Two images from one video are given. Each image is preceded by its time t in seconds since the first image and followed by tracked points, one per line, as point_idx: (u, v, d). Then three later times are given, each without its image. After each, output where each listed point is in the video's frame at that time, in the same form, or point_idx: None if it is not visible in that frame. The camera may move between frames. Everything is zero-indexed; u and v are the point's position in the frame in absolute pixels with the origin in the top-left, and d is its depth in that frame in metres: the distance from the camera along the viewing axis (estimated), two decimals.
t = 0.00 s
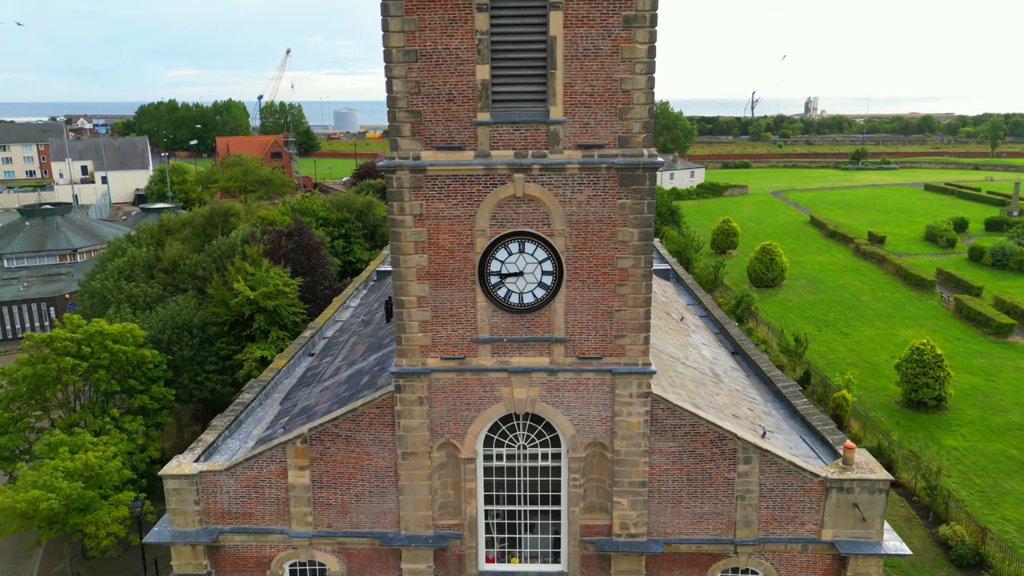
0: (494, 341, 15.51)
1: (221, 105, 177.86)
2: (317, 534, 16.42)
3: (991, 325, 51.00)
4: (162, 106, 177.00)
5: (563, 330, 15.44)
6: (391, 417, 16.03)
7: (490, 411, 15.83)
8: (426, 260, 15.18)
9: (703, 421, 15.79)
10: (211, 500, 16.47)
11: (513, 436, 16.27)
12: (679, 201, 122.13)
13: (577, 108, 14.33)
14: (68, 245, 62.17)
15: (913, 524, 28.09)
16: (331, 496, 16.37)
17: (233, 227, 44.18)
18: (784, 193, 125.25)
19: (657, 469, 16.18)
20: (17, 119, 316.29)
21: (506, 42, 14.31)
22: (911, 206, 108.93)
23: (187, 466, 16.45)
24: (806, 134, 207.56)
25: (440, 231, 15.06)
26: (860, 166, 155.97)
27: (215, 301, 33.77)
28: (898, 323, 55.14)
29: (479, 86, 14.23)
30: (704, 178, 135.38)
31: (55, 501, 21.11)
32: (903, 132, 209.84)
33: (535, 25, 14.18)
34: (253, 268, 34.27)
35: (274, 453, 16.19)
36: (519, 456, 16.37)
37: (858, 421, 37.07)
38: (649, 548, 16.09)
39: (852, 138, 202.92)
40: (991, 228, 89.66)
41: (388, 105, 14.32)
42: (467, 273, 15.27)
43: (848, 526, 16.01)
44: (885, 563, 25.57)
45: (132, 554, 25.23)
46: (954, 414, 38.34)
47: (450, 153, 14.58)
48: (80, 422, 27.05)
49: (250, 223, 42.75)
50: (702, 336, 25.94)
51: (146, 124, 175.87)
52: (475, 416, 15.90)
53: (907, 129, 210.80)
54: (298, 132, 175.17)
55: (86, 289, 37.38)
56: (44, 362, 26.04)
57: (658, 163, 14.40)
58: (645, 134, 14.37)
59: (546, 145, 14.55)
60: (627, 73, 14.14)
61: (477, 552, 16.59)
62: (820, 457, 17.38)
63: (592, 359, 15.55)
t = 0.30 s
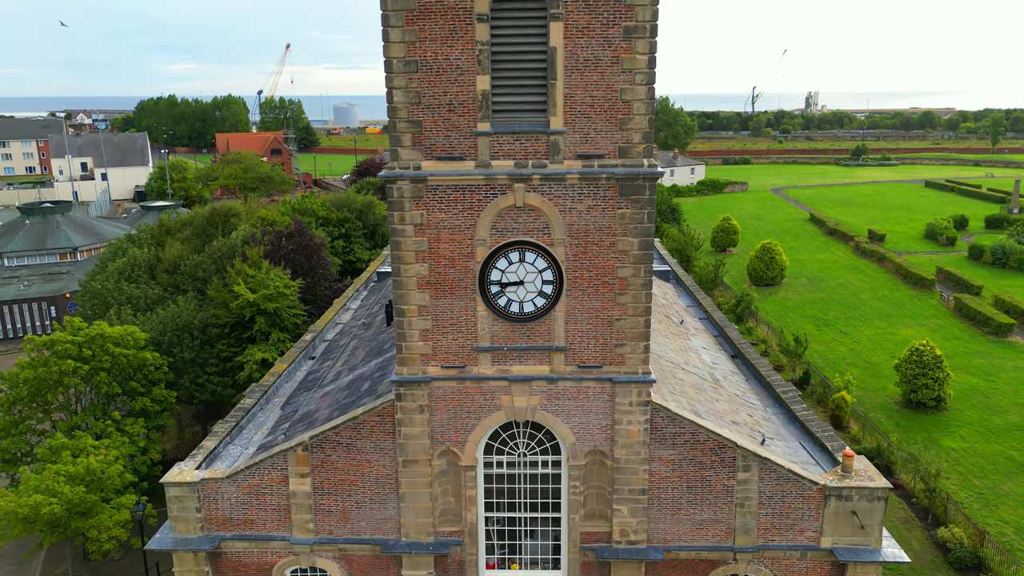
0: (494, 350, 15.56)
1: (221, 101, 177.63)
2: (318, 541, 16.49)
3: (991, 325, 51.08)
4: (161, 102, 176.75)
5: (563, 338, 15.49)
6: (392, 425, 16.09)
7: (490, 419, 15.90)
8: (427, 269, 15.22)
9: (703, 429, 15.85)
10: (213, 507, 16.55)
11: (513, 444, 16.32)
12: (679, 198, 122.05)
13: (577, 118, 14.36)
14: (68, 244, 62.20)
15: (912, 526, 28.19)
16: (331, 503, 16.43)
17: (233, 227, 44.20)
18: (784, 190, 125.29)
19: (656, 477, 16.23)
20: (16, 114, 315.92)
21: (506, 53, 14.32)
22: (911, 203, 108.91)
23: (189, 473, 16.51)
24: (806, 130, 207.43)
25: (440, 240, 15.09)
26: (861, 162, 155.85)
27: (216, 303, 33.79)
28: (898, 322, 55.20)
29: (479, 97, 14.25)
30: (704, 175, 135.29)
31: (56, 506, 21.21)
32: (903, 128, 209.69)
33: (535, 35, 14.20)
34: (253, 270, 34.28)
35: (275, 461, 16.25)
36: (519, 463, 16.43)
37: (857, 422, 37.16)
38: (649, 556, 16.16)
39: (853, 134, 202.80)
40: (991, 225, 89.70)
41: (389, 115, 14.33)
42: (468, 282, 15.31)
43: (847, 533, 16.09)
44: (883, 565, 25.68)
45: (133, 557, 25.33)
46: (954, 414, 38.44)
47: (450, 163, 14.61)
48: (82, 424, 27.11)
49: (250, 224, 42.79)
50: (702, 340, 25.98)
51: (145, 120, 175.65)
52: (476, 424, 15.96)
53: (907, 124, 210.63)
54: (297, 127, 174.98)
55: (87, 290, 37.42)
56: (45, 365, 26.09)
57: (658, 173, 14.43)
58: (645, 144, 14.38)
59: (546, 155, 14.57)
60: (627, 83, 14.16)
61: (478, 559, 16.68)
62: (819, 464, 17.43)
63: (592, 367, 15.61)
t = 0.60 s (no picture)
0: (495, 358, 15.62)
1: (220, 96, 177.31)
2: (320, 547, 16.59)
3: (990, 324, 51.16)
4: (161, 98, 176.45)
5: (563, 346, 15.55)
6: (393, 432, 16.17)
7: (491, 426, 15.97)
8: (428, 277, 15.27)
9: (703, 436, 15.91)
10: (214, 514, 16.65)
11: (513, 450, 16.41)
12: (679, 195, 121.97)
13: (577, 128, 14.39)
14: (69, 242, 62.20)
15: (910, 527, 28.31)
16: (333, 509, 16.52)
17: (234, 227, 44.22)
18: (784, 187, 125.20)
19: (656, 484, 16.30)
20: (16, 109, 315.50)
21: (506, 62, 14.35)
22: (911, 200, 108.89)
23: (191, 480, 16.61)
24: (807, 125, 207.18)
25: (441, 249, 15.15)
26: (861, 159, 155.80)
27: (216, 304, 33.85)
28: (897, 321, 55.28)
29: (480, 106, 14.29)
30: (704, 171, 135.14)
31: (59, 510, 21.33)
32: (904, 123, 209.41)
33: (536, 45, 14.23)
34: (253, 271, 34.33)
35: (277, 468, 16.34)
36: (520, 469, 16.52)
37: (856, 422, 37.27)
38: (649, 561, 16.25)
39: (854, 129, 202.58)
40: (991, 222, 89.69)
41: (389, 125, 14.38)
42: (468, 291, 15.37)
43: (845, 539, 16.18)
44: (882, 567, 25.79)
45: (135, 558, 25.40)
46: (953, 414, 38.53)
47: (451, 172, 14.66)
48: (84, 427, 27.22)
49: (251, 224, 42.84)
50: (702, 343, 26.04)
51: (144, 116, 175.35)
52: (476, 431, 16.05)
53: (908, 120, 210.30)
54: (297, 123, 174.64)
55: (88, 290, 37.50)
56: (47, 368, 26.19)
57: (658, 183, 14.48)
58: (645, 154, 14.42)
59: (547, 164, 14.62)
60: (627, 93, 14.20)
61: (479, 564, 16.77)
62: (818, 470, 17.52)
63: (592, 375, 15.68)
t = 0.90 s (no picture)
0: (495, 365, 15.70)
1: (220, 91, 176.96)
2: (322, 552, 16.69)
3: (989, 323, 51.27)
4: (161, 93, 176.18)
5: (563, 354, 15.64)
6: (394, 438, 16.27)
7: (492, 433, 16.07)
8: (429, 285, 15.35)
9: (702, 443, 16.00)
10: (217, 519, 16.74)
11: (514, 457, 16.50)
12: (680, 191, 121.90)
13: (578, 138, 14.45)
14: (70, 240, 62.15)
15: (909, 528, 28.44)
16: (335, 515, 16.63)
17: (235, 227, 44.28)
18: (785, 183, 125.16)
19: (655, 490, 16.39)
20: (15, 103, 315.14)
21: (507, 72, 14.41)
22: (912, 197, 108.85)
23: (193, 486, 16.71)
24: (808, 120, 206.90)
25: (442, 257, 15.22)
26: (862, 154, 155.61)
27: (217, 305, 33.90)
28: (897, 320, 55.36)
29: (481, 116, 14.35)
30: (704, 167, 135.00)
31: (62, 513, 21.48)
32: (905, 118, 209.05)
33: (536, 55, 14.28)
34: (254, 272, 34.36)
35: (279, 474, 16.44)
36: (520, 475, 16.62)
37: (855, 422, 37.38)
38: (648, 567, 16.35)
39: (854, 125, 202.38)
40: (991, 220, 89.72)
41: (391, 135, 14.44)
42: (469, 298, 15.45)
43: (843, 545, 16.28)
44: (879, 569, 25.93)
45: (138, 558, 25.44)
46: (952, 414, 38.65)
47: (452, 181, 14.72)
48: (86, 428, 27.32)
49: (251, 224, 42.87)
50: (701, 346, 26.10)
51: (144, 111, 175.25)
52: (477, 438, 16.14)
53: (909, 115, 209.95)
54: (297, 118, 174.37)
55: (89, 290, 37.59)
56: (49, 370, 26.31)
57: (658, 192, 14.55)
58: (645, 163, 14.49)
59: (547, 174, 14.67)
60: (627, 103, 14.25)
61: (479, 570, 16.89)
62: (817, 476, 17.62)
63: (592, 383, 15.77)
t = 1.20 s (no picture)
0: (496, 373, 15.81)
1: (220, 87, 176.77)
2: (324, 557, 16.83)
3: (989, 322, 51.38)
4: (160, 89, 175.96)
5: (563, 362, 15.74)
6: (395, 445, 16.38)
7: (493, 440, 16.18)
8: (430, 294, 15.44)
9: (702, 450, 16.11)
10: (220, 525, 16.87)
11: (514, 463, 16.62)
12: (680, 187, 121.90)
13: (578, 148, 14.53)
14: (70, 238, 62.10)
15: (907, 529, 28.59)
16: (337, 521, 16.76)
17: (235, 227, 44.35)
18: (785, 179, 125.15)
19: (655, 496, 16.50)
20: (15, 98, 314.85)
21: (508, 82, 14.47)
22: (912, 194, 108.83)
23: (196, 492, 16.83)
24: (808, 116, 206.70)
25: (443, 266, 15.32)
26: (862, 150, 155.48)
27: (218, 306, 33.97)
28: (897, 319, 55.48)
29: (481, 127, 14.42)
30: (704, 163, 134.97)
31: (65, 516, 21.61)
32: (906, 113, 208.80)
33: (536, 66, 14.35)
34: (255, 273, 34.42)
35: (281, 480, 16.55)
36: (521, 481, 16.74)
37: (854, 422, 37.53)
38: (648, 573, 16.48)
39: (855, 120, 202.24)
40: (991, 217, 89.76)
41: (392, 145, 14.52)
42: (470, 307, 15.54)
43: (841, 550, 16.40)
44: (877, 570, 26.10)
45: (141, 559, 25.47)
46: (950, 414, 38.78)
47: (453, 191, 14.80)
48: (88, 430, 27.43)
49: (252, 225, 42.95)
50: (701, 349, 26.20)
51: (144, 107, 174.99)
52: (478, 445, 16.26)
53: (909, 110, 209.73)
54: (297, 114, 174.18)
55: (91, 291, 37.70)
56: (52, 372, 26.44)
57: (657, 203, 14.64)
58: (645, 173, 14.56)
59: (547, 184, 14.76)
60: (627, 114, 14.33)
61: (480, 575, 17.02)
62: (815, 482, 17.73)
63: (592, 391, 15.87)
